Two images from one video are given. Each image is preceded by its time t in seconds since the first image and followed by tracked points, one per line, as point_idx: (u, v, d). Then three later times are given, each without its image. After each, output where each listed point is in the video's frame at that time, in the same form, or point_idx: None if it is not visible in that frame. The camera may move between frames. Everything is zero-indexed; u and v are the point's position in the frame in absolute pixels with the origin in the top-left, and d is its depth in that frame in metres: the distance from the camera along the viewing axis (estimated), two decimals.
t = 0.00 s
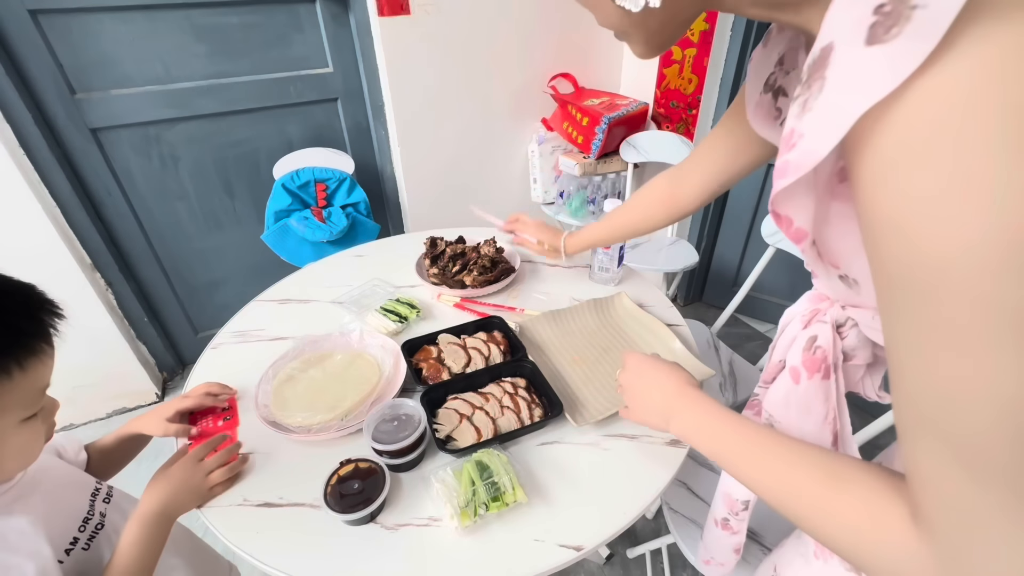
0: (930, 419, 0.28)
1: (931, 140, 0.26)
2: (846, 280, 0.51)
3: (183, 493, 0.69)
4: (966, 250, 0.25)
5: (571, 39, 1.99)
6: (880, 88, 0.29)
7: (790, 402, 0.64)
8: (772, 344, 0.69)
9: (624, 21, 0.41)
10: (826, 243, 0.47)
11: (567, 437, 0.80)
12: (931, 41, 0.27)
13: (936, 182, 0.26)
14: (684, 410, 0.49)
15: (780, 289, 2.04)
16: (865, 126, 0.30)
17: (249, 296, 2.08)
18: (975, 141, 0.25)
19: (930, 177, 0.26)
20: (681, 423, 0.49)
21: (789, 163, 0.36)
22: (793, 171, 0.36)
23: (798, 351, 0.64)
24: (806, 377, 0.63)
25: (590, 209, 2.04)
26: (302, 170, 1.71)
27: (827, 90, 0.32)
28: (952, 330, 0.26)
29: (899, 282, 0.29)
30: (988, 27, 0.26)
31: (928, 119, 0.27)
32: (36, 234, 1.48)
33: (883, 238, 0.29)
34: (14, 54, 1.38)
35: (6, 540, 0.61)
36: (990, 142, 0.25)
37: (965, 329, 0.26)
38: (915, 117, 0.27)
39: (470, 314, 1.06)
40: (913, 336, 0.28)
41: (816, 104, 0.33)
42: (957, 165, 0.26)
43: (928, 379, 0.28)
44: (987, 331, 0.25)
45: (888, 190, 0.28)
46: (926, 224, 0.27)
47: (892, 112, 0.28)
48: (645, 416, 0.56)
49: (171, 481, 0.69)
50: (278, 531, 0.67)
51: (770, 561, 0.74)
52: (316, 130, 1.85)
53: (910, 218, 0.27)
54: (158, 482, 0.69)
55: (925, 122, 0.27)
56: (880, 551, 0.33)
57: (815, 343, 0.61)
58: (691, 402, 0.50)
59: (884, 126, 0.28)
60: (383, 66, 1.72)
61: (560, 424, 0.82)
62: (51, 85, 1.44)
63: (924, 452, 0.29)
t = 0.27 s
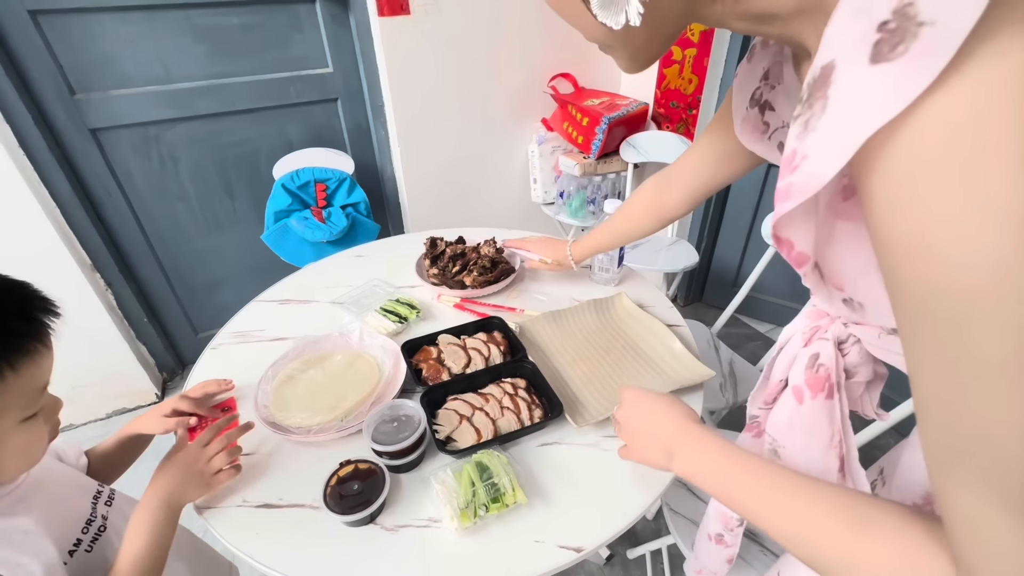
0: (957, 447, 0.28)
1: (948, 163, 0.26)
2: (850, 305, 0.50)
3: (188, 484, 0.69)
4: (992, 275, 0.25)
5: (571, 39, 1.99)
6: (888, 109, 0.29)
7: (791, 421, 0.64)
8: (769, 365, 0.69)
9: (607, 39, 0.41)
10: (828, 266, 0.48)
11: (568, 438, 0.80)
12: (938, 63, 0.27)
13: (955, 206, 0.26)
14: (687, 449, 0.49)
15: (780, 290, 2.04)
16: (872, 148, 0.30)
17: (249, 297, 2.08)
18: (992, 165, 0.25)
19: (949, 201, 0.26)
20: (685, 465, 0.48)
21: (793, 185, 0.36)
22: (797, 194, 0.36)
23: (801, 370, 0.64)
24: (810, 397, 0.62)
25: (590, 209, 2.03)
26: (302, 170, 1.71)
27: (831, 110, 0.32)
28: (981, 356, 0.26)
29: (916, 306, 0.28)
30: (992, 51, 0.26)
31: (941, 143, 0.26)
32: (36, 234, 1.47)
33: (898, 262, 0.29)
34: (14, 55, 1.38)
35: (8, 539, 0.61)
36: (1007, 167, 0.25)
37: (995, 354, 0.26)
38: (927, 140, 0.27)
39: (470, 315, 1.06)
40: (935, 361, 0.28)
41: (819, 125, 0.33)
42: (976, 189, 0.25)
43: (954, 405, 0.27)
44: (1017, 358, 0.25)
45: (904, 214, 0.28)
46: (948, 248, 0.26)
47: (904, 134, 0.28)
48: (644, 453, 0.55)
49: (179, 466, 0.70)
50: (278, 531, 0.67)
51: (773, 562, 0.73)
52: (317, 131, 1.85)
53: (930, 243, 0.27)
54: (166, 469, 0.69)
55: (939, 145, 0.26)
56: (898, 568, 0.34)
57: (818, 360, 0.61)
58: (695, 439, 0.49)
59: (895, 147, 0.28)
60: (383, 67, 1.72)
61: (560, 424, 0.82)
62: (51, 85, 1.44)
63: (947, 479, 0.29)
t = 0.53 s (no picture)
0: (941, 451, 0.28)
1: (937, 167, 0.26)
2: (844, 304, 0.50)
3: (195, 485, 0.70)
4: (978, 279, 0.25)
5: (571, 39, 1.99)
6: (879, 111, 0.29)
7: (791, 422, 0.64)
8: (768, 367, 0.69)
9: (613, 34, 0.41)
10: (823, 266, 0.48)
11: (567, 437, 0.80)
12: (932, 65, 0.27)
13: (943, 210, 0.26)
14: (682, 444, 0.49)
15: (779, 290, 2.05)
16: (865, 150, 0.30)
17: (249, 297, 2.08)
18: (982, 170, 0.25)
19: (938, 204, 0.26)
20: (680, 457, 0.49)
21: (788, 185, 0.37)
22: (791, 194, 0.37)
23: (800, 371, 0.64)
24: (809, 397, 0.62)
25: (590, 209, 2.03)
26: (302, 170, 1.71)
27: (826, 111, 0.33)
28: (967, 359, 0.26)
29: (906, 308, 0.28)
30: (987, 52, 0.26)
31: (931, 147, 0.26)
32: (36, 234, 1.48)
33: (888, 264, 0.29)
34: (14, 54, 1.38)
35: (18, 535, 0.61)
36: (997, 172, 0.25)
37: (980, 358, 0.26)
38: (918, 142, 0.27)
39: (470, 314, 1.06)
40: (922, 364, 0.28)
41: (815, 126, 0.34)
42: (965, 192, 0.25)
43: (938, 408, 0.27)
44: (1000, 363, 0.25)
45: (893, 216, 0.28)
46: (934, 251, 0.26)
47: (896, 136, 0.28)
48: (643, 444, 0.56)
49: (186, 470, 0.71)
50: (279, 530, 0.67)
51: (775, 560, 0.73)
52: (317, 130, 1.85)
53: (917, 245, 0.27)
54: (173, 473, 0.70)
55: (929, 148, 0.27)
56: (891, 569, 0.33)
57: (818, 361, 0.62)
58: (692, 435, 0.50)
59: (887, 149, 0.28)
60: (383, 66, 1.72)
61: (560, 424, 0.82)
62: (52, 85, 1.45)
63: (931, 482, 0.29)
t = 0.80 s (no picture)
0: (850, 422, 0.26)
1: (920, 170, 0.23)
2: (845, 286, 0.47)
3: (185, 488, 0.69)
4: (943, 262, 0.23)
5: (571, 39, 1.99)
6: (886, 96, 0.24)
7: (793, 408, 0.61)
8: (775, 356, 0.69)
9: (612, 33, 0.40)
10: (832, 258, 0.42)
11: (567, 438, 0.80)
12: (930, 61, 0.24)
13: (926, 184, 0.23)
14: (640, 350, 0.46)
15: (779, 290, 2.05)
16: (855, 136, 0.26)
17: (249, 296, 2.08)
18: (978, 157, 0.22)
19: (927, 181, 0.23)
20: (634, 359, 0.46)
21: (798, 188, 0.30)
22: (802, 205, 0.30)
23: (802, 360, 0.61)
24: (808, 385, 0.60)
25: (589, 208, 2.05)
26: (302, 170, 1.71)
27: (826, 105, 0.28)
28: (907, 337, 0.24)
29: (846, 278, 0.26)
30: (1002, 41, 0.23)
31: (924, 150, 0.23)
32: (37, 234, 1.48)
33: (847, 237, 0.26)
34: (14, 55, 1.38)
35: (19, 537, 0.61)
36: (980, 183, 0.22)
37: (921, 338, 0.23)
38: (918, 113, 0.24)
39: (470, 314, 1.06)
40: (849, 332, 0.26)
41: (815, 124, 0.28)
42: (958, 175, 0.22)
43: (851, 375, 0.26)
44: (930, 379, 0.24)
45: (872, 190, 0.25)
46: (905, 227, 0.23)
47: (900, 118, 0.24)
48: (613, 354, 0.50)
49: (184, 476, 0.71)
50: (279, 531, 0.67)
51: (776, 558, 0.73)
52: (316, 130, 1.84)
53: (893, 221, 0.24)
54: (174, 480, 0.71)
55: (929, 129, 0.23)
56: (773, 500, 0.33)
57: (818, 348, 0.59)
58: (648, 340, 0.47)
59: (885, 130, 0.25)
60: (383, 67, 1.73)
61: (560, 424, 0.82)
62: (52, 86, 1.45)
63: (828, 441, 0.28)
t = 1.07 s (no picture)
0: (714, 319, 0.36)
1: (884, 146, 0.29)
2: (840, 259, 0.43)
3: (177, 491, 0.69)
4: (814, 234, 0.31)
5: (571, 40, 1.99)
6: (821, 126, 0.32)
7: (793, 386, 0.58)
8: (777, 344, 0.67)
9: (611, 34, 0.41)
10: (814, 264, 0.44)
11: (567, 437, 0.80)
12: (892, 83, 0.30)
13: (827, 180, 0.31)
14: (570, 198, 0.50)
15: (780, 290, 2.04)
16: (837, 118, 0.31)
17: (249, 297, 2.08)
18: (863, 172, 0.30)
19: (829, 178, 0.31)
20: (599, 271, 0.46)
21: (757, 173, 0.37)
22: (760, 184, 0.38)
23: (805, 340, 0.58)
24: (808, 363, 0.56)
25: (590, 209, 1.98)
26: (302, 170, 1.71)
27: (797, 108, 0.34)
28: (772, 273, 0.32)
29: (800, 224, 0.32)
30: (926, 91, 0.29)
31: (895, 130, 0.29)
32: (37, 234, 1.48)
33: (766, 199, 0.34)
34: (14, 55, 1.38)
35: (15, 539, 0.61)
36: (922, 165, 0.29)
37: (780, 277, 0.32)
38: (895, 113, 0.29)
39: (470, 314, 1.06)
40: (736, 257, 0.34)
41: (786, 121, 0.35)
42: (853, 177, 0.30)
43: (727, 284, 0.35)
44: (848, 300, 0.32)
45: (797, 172, 0.32)
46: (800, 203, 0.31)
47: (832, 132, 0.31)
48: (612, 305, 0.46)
49: (153, 479, 0.69)
50: (278, 531, 0.67)
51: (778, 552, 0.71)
52: (316, 130, 1.84)
53: (800, 199, 0.31)
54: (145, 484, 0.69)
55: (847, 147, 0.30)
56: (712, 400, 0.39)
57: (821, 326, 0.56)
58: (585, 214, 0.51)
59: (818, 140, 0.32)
60: (383, 67, 1.73)
61: (560, 424, 0.82)
62: (52, 86, 1.45)
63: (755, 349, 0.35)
